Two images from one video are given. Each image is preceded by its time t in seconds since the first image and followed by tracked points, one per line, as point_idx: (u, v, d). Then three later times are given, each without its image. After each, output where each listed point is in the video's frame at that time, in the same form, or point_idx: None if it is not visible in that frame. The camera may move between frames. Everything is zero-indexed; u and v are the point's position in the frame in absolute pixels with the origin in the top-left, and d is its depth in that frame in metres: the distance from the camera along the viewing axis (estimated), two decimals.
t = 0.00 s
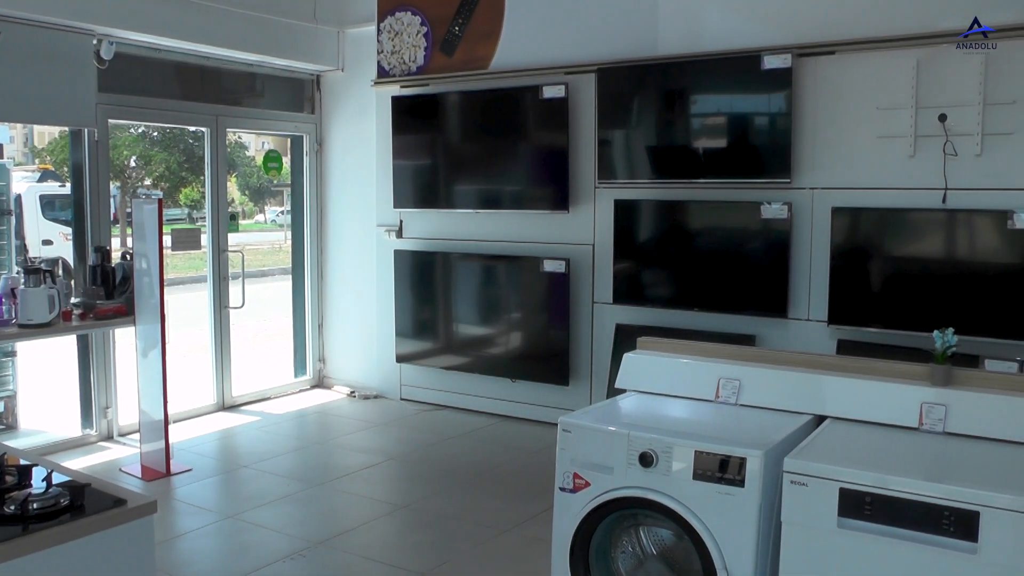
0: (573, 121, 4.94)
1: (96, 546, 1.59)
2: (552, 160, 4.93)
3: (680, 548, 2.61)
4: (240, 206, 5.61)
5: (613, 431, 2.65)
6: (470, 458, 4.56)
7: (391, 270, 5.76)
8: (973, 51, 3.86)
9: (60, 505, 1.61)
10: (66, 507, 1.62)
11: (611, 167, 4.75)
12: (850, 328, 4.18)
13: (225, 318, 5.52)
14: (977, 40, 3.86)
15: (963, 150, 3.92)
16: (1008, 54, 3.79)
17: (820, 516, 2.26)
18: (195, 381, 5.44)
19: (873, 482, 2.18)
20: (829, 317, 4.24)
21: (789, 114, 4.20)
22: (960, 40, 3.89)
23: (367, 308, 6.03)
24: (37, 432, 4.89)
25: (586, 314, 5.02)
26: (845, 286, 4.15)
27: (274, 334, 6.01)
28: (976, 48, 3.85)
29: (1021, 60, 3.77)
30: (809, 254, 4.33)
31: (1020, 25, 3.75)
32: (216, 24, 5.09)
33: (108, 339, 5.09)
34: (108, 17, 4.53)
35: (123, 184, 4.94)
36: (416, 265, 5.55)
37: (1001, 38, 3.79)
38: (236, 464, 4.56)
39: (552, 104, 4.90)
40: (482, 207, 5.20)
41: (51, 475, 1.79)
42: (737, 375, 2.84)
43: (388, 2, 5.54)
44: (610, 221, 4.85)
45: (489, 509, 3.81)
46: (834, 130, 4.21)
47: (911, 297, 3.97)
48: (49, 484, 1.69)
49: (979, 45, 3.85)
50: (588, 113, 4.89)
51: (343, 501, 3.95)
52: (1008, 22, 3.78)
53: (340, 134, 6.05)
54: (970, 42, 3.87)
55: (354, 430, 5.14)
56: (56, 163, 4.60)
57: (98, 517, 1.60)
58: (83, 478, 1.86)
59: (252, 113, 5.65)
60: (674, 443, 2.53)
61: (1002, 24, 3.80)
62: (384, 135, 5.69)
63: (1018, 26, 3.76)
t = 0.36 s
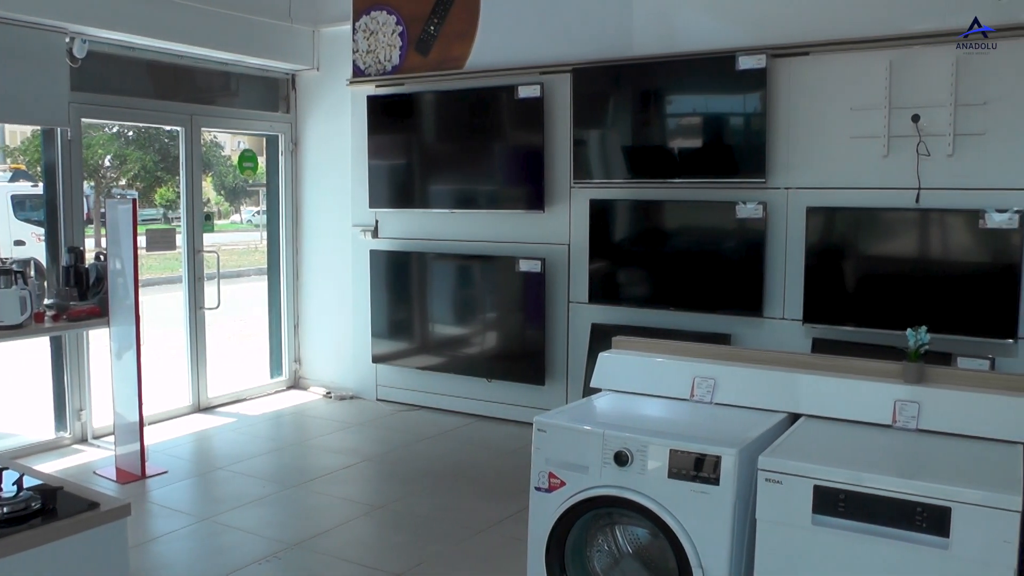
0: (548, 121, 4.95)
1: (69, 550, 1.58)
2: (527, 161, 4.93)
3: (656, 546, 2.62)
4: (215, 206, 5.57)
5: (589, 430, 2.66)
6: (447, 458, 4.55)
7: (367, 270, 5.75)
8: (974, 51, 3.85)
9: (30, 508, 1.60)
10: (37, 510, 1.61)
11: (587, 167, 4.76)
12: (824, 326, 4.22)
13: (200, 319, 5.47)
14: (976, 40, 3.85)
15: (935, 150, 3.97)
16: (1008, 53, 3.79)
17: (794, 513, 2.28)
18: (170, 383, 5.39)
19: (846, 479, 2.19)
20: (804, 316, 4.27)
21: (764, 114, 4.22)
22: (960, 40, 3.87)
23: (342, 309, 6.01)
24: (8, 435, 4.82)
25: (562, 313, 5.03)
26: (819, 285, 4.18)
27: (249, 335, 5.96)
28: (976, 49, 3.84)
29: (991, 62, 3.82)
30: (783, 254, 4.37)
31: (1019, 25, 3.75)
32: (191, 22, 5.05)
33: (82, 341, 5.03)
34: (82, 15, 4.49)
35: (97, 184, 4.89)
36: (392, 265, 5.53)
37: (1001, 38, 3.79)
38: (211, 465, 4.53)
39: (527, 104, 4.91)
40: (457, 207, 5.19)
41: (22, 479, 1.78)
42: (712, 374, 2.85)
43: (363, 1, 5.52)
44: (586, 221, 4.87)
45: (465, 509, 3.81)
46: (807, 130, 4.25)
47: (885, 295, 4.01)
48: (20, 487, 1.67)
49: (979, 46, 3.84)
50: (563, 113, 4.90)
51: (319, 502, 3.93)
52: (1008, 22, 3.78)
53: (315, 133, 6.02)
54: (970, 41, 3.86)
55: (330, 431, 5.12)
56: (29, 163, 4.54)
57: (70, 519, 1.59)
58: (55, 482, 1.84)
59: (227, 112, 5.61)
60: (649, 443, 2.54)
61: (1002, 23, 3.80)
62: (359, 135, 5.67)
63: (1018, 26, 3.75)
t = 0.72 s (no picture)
0: (519, 121, 4.95)
1: (37, 552, 1.65)
2: (499, 160, 4.94)
3: (627, 544, 2.64)
4: (187, 206, 5.52)
5: (560, 429, 2.67)
6: (421, 458, 4.54)
7: (339, 270, 5.72)
8: (973, 51, 3.85)
9: None
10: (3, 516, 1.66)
11: (559, 167, 4.77)
12: (795, 324, 4.25)
13: (171, 320, 5.42)
14: (977, 40, 3.86)
15: (904, 149, 4.02)
16: (1007, 55, 3.80)
17: (765, 510, 2.30)
18: (141, 385, 5.33)
19: (815, 475, 2.22)
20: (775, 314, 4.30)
21: (735, 115, 4.25)
22: (960, 40, 3.87)
23: (315, 309, 5.97)
24: None
25: (534, 313, 5.03)
26: (789, 283, 4.22)
27: (221, 336, 5.91)
28: (976, 48, 3.84)
29: (958, 64, 3.88)
30: (754, 253, 4.40)
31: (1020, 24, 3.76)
32: (161, 20, 5.00)
33: (51, 343, 4.96)
34: (50, 12, 4.42)
35: (66, 184, 4.83)
36: (365, 265, 5.51)
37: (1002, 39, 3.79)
38: (183, 468, 4.48)
39: (499, 104, 4.91)
40: (429, 207, 5.18)
41: None
42: (683, 373, 2.87)
43: None
44: (557, 221, 4.88)
45: (439, 509, 3.81)
46: (778, 130, 4.29)
47: (855, 293, 4.06)
48: None
49: (979, 46, 3.85)
50: (535, 113, 4.91)
51: (292, 504, 3.91)
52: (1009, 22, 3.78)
53: (286, 133, 5.98)
54: (970, 41, 3.86)
55: (303, 432, 5.09)
56: None
57: (37, 524, 1.65)
58: (19, 486, 1.87)
59: (198, 111, 5.56)
60: (620, 441, 2.55)
61: (1001, 23, 3.80)
62: (331, 134, 5.64)
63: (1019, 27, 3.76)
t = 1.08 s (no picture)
0: (486, 121, 4.95)
1: None
2: (466, 160, 4.93)
3: (594, 542, 2.69)
4: (154, 206, 5.46)
5: (527, 429, 2.67)
6: (390, 459, 4.53)
7: (306, 270, 5.69)
8: (974, 52, 3.86)
9: None
10: None
11: (526, 166, 4.77)
12: (761, 323, 4.29)
13: (137, 321, 5.35)
14: (977, 40, 3.86)
15: (868, 150, 4.06)
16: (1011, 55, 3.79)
17: (730, 507, 2.32)
18: (105, 387, 5.26)
19: (781, 472, 2.24)
20: (741, 312, 4.34)
21: (702, 115, 4.28)
22: (959, 40, 3.87)
23: (282, 310, 5.93)
24: None
25: (501, 312, 5.04)
26: (755, 283, 4.25)
27: (187, 337, 5.85)
28: (976, 48, 3.84)
29: (922, 66, 3.94)
30: (720, 252, 4.43)
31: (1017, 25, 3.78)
32: (125, 17, 4.94)
33: (13, 346, 4.87)
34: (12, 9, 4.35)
35: (30, 183, 4.75)
36: (332, 265, 5.47)
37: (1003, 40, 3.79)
38: (149, 471, 4.43)
39: (465, 104, 4.90)
40: (396, 207, 5.16)
41: None
42: (648, 372, 2.88)
43: None
44: (524, 221, 4.88)
45: (407, 509, 3.80)
46: (744, 130, 4.32)
47: (821, 292, 4.10)
48: None
49: (978, 45, 3.85)
50: (502, 113, 4.91)
51: (260, 506, 3.87)
52: (1008, 22, 3.79)
53: (253, 132, 5.92)
54: (970, 42, 3.86)
55: (271, 433, 5.04)
56: None
57: None
58: None
59: (163, 110, 5.49)
60: (586, 440, 2.56)
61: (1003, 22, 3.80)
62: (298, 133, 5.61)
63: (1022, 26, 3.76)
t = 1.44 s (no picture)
0: (455, 121, 4.95)
1: None
2: (435, 160, 4.91)
3: (563, 542, 2.70)
4: (122, 206, 5.40)
5: (496, 428, 2.67)
6: (362, 460, 4.51)
7: (276, 271, 5.66)
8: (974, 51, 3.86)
9: None
10: None
11: (496, 166, 4.76)
12: (730, 322, 4.32)
13: (105, 322, 5.28)
14: (977, 40, 3.86)
15: (836, 150, 4.11)
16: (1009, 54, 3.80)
17: (699, 505, 2.33)
18: (73, 389, 5.19)
19: (749, 470, 2.26)
20: (710, 312, 4.37)
21: (671, 115, 4.30)
22: (960, 40, 3.87)
23: (252, 311, 5.88)
24: None
25: (471, 312, 5.03)
26: (724, 282, 4.28)
27: (156, 338, 5.78)
28: (976, 48, 3.84)
29: (889, 67, 3.99)
30: (689, 252, 4.46)
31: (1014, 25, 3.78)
32: (92, 15, 4.87)
33: None
34: None
35: None
36: (301, 265, 5.44)
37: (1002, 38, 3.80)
38: (118, 474, 4.38)
39: (435, 103, 4.89)
40: (366, 206, 5.14)
41: None
42: (617, 370, 2.89)
43: None
44: (493, 221, 4.88)
45: (378, 510, 3.78)
46: (714, 130, 4.35)
47: (790, 290, 4.14)
48: None
49: (979, 45, 3.85)
50: (471, 113, 4.90)
51: (231, 509, 3.84)
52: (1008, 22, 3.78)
53: (222, 131, 5.87)
54: (970, 41, 3.87)
55: (241, 435, 5.00)
56: None
57: None
58: None
59: (132, 109, 5.43)
60: (555, 439, 2.56)
61: (1001, 23, 3.81)
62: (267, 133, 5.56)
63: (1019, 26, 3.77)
